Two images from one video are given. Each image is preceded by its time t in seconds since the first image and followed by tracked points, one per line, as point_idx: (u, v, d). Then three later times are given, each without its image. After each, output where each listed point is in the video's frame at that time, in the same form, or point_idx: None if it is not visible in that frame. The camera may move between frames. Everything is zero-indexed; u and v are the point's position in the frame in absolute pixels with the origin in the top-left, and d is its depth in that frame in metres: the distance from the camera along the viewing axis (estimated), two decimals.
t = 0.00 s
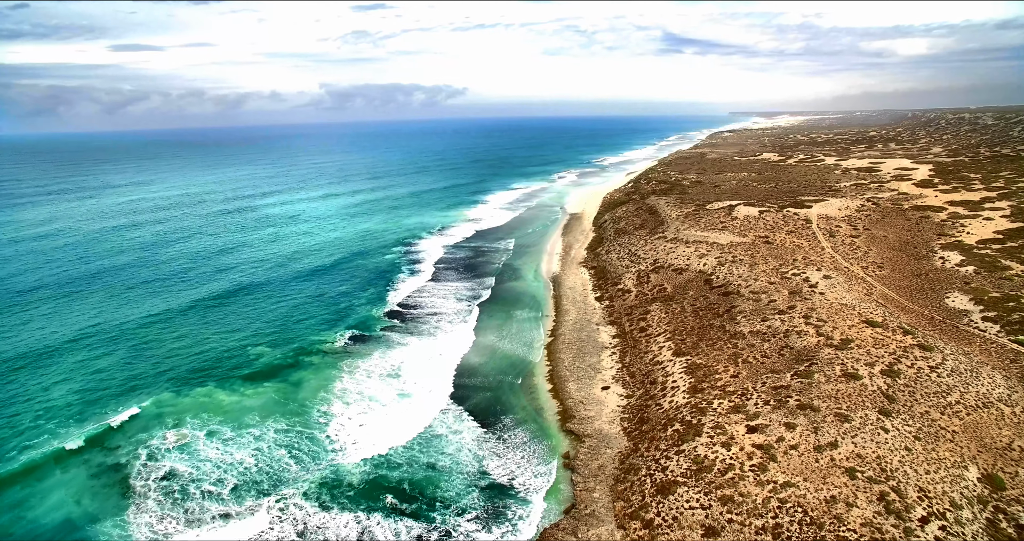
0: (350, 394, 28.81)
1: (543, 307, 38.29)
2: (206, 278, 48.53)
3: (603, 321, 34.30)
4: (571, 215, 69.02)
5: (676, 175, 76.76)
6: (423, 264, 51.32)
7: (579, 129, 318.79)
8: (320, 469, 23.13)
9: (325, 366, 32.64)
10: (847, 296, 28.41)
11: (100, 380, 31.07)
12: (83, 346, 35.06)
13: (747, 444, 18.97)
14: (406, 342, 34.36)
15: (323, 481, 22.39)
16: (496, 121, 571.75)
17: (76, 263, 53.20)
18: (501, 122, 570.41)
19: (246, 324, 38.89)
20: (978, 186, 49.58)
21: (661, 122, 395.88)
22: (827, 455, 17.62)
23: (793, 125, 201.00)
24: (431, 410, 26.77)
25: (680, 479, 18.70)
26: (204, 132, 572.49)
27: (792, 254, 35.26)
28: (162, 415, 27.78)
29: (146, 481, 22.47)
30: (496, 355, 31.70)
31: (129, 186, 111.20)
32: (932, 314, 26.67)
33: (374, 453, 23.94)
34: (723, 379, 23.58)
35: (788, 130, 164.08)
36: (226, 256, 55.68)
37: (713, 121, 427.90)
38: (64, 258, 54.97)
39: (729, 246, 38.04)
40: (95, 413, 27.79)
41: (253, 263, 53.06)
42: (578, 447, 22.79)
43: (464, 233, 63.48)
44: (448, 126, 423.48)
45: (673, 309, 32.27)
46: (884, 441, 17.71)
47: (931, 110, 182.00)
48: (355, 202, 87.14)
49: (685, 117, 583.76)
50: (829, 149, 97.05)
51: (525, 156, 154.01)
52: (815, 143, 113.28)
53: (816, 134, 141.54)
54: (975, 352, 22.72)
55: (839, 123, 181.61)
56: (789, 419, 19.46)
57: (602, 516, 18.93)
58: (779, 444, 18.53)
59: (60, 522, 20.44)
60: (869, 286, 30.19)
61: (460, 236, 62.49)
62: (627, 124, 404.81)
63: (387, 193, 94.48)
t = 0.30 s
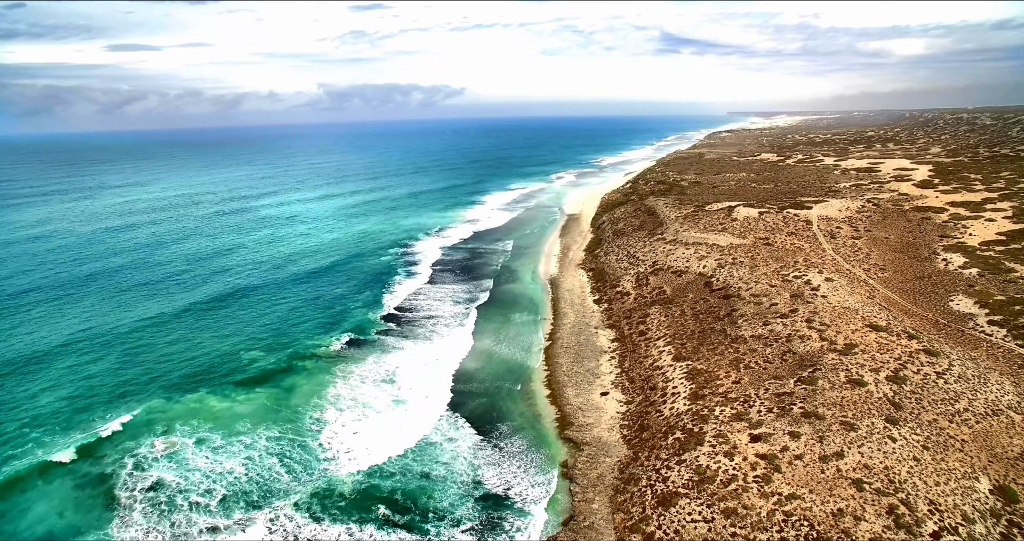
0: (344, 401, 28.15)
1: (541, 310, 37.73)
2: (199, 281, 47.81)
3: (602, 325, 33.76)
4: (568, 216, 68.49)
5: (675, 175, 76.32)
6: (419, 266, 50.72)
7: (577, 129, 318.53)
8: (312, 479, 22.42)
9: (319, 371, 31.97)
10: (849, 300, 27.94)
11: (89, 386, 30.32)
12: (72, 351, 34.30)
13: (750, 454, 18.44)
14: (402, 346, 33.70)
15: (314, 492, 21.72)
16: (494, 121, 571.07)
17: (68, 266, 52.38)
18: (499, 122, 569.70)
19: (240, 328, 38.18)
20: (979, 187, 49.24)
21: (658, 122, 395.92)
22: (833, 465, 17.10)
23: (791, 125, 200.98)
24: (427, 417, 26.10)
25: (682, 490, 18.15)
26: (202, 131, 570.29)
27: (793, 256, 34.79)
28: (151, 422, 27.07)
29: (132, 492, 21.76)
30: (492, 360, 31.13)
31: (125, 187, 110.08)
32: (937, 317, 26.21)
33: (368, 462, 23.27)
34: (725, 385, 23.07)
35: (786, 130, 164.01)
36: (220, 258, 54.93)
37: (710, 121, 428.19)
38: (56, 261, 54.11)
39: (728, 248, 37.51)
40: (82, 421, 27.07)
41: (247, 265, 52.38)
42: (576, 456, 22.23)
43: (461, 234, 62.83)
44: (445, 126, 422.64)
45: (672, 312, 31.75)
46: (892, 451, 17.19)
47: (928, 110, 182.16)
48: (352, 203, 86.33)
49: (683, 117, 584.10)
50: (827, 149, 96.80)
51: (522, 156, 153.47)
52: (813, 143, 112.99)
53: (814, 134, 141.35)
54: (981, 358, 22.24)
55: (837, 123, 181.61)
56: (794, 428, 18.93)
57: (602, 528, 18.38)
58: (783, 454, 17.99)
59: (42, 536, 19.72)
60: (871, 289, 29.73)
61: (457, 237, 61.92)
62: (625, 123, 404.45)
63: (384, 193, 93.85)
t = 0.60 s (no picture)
0: (337, 407, 27.54)
1: (539, 313, 37.14)
2: (193, 283, 47.13)
3: (601, 328, 33.21)
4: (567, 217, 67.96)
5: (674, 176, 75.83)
6: (416, 269, 50.12)
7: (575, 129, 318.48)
8: (304, 488, 21.81)
9: (313, 376, 31.32)
10: (853, 303, 27.44)
11: (77, 392, 29.60)
12: (62, 356, 33.59)
13: (754, 465, 17.89)
14: (397, 351, 33.08)
15: (306, 503, 21.07)
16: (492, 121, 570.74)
17: (60, 268, 51.59)
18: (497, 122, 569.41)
19: (233, 332, 37.52)
20: (981, 187, 48.85)
21: (657, 122, 395.92)
22: (840, 477, 16.55)
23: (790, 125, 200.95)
24: (422, 425, 25.48)
25: (684, 502, 17.58)
26: (200, 132, 568.35)
27: (794, 258, 34.32)
28: (139, 430, 26.38)
29: (117, 504, 21.10)
30: (489, 365, 30.55)
31: (121, 188, 109.23)
32: (942, 321, 25.70)
33: (361, 472, 22.62)
34: (727, 392, 22.53)
35: (785, 130, 163.97)
36: (215, 260, 54.23)
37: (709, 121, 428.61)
38: (49, 263, 53.35)
39: (729, 250, 36.98)
40: (69, 429, 26.39)
41: (242, 267, 51.71)
42: (575, 465, 21.68)
43: (459, 236, 62.23)
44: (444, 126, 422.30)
45: (672, 316, 31.22)
46: (900, 462, 16.65)
47: (927, 110, 182.29)
48: (350, 203, 85.68)
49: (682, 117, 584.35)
50: (827, 149, 96.51)
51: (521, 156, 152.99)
52: (812, 143, 112.78)
53: (813, 134, 141.21)
54: (989, 364, 21.72)
55: (836, 123, 181.59)
56: (799, 437, 18.39)
57: None
58: (788, 465, 17.44)
59: None
60: (874, 292, 29.24)
61: (454, 238, 61.35)
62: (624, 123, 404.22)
63: (381, 194, 93.23)
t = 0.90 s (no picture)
0: (330, 414, 26.83)
1: (536, 317, 36.49)
2: (186, 286, 46.34)
3: (600, 333, 32.58)
4: (565, 218, 67.32)
5: (672, 176, 75.33)
6: (412, 271, 49.42)
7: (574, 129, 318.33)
8: (292, 501, 21.06)
9: (305, 382, 30.60)
10: (857, 307, 26.88)
11: (61, 400, 28.77)
12: (47, 363, 32.75)
13: (758, 477, 17.28)
14: (392, 356, 32.39)
15: (295, 516, 20.35)
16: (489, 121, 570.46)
17: (50, 271, 50.67)
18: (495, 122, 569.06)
19: (225, 337, 36.78)
20: (983, 188, 48.42)
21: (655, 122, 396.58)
22: (847, 491, 15.96)
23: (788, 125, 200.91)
24: (417, 433, 24.79)
25: (686, 517, 16.95)
26: (198, 131, 565.71)
27: (796, 261, 33.76)
28: (125, 439, 25.61)
29: (99, 517, 20.37)
30: (486, 370, 29.90)
31: (118, 188, 108.26)
32: (948, 326, 25.17)
33: (352, 483, 21.88)
34: (730, 399, 21.92)
35: (783, 130, 163.88)
36: (208, 263, 53.40)
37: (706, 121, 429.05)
38: (41, 266, 52.49)
39: (729, 253, 36.39)
40: (52, 438, 25.56)
41: (235, 270, 50.91)
42: (573, 476, 21.05)
43: (456, 237, 61.53)
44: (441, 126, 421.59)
45: (672, 320, 30.60)
46: (910, 475, 16.05)
47: (925, 110, 182.39)
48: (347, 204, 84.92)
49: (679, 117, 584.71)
50: (826, 150, 96.19)
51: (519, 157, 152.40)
52: (811, 144, 112.53)
53: (812, 134, 141.07)
54: (998, 371, 21.16)
55: (834, 123, 181.57)
56: (804, 449, 17.77)
57: None
58: (794, 478, 16.83)
59: None
60: (878, 295, 28.69)
61: (451, 240, 60.67)
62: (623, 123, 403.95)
63: (378, 195, 92.49)
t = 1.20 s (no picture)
0: (323, 422, 26.23)
1: (534, 321, 35.91)
2: (179, 289, 45.69)
3: (599, 337, 32.02)
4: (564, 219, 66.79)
5: (672, 176, 74.88)
6: (409, 273, 48.83)
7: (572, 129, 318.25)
8: (283, 513, 20.44)
9: (299, 388, 29.99)
10: (861, 311, 26.36)
11: (49, 407, 28.11)
12: (35, 368, 32.06)
13: (763, 489, 16.71)
14: (388, 361, 31.78)
15: (286, 528, 19.73)
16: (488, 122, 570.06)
17: (42, 274, 49.95)
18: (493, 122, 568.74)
19: (218, 341, 36.14)
20: (985, 189, 48.01)
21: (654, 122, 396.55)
22: (856, 504, 15.40)
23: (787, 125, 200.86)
24: (412, 441, 24.20)
25: (689, 531, 16.37)
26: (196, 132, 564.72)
27: (798, 263, 33.25)
28: (112, 447, 24.94)
29: (83, 531, 19.73)
30: (483, 376, 29.31)
31: (115, 189, 107.37)
32: (954, 330, 24.66)
33: (345, 494, 21.27)
34: (732, 407, 21.37)
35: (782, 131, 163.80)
36: (202, 265, 52.74)
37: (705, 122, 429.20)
38: (34, 268, 51.72)
39: (731, 255, 35.86)
40: (37, 447, 24.90)
41: (230, 272, 50.27)
42: (571, 486, 20.49)
43: (454, 238, 60.95)
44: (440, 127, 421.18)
45: (673, 324, 30.04)
46: (920, 487, 15.51)
47: (923, 110, 182.41)
48: (344, 206, 84.24)
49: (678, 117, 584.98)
50: (825, 150, 95.91)
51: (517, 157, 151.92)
52: (810, 144, 112.19)
53: (811, 134, 140.79)
54: (1008, 377, 20.64)
55: (833, 123, 181.58)
56: (810, 459, 17.23)
57: None
58: (800, 490, 16.28)
59: None
60: (882, 299, 28.17)
61: (449, 241, 60.10)
62: (622, 123, 403.22)
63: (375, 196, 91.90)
